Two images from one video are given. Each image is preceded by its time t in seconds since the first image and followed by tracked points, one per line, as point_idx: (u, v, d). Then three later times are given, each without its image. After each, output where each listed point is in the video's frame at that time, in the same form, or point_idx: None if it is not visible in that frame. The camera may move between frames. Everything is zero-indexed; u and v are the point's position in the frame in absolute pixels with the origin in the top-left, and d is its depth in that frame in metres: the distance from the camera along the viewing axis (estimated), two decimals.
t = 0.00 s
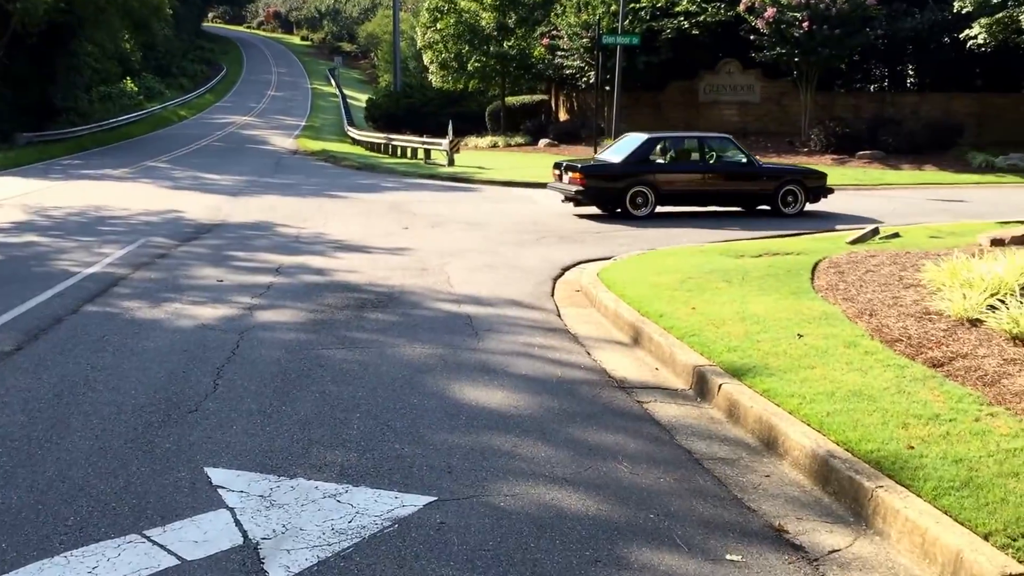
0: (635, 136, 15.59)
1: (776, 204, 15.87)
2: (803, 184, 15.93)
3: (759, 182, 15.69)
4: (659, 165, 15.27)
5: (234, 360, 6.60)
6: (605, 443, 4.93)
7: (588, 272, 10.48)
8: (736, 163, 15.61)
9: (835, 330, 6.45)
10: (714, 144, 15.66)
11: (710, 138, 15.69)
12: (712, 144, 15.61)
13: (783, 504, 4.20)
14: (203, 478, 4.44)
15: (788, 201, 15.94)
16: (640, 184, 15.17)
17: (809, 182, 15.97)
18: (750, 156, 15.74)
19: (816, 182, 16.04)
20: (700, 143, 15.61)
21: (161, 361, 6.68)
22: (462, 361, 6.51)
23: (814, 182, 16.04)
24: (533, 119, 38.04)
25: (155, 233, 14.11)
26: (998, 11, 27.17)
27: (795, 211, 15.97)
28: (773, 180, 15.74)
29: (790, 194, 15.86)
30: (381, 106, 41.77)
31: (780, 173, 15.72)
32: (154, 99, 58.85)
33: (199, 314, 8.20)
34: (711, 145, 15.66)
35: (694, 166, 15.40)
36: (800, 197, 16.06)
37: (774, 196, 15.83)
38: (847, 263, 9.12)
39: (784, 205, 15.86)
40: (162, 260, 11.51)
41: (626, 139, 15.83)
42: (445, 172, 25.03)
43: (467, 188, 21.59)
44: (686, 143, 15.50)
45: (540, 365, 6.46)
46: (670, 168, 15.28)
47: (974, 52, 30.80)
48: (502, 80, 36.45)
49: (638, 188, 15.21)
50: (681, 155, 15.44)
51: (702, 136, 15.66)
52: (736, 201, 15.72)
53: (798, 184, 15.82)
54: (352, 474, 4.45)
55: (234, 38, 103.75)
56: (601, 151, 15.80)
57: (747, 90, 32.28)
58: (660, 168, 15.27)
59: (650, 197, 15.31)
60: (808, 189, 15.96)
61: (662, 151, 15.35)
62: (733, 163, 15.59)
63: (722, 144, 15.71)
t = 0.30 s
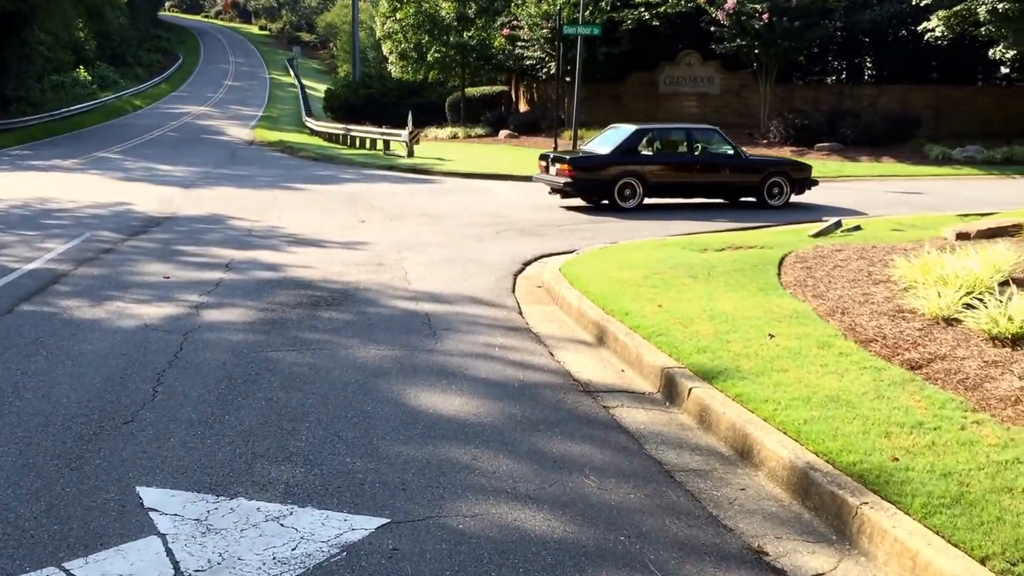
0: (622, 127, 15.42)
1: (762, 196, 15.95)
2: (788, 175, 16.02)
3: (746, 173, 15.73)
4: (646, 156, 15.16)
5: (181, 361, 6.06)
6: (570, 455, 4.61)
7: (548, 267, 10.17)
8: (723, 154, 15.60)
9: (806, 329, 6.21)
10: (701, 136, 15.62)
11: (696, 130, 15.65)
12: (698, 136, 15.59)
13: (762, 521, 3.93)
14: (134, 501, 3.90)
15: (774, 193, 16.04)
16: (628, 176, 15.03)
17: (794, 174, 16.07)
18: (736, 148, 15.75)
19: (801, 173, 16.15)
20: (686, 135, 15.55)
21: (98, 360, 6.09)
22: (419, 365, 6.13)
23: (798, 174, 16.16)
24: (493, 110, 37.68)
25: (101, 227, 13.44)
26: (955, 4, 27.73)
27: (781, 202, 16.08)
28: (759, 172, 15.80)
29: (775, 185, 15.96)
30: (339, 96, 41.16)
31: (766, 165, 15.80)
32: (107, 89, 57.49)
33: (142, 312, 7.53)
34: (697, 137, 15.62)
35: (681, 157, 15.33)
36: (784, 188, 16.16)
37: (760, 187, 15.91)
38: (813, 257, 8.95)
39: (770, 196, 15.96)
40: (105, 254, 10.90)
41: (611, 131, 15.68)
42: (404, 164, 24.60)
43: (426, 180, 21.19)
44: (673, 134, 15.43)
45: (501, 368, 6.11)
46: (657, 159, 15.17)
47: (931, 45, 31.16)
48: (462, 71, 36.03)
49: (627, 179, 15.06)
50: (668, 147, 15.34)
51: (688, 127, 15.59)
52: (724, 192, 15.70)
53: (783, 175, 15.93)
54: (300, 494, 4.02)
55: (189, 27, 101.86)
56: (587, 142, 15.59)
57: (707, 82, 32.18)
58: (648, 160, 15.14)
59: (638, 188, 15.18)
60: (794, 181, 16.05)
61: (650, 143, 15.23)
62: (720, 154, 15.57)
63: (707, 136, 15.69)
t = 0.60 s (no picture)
0: (612, 124, 15.24)
1: (750, 193, 15.83)
2: (777, 172, 15.90)
3: (735, 171, 15.63)
4: (636, 153, 15.00)
5: (120, 378, 5.65)
6: (540, 479, 4.28)
7: (516, 269, 9.85)
8: (712, 152, 15.49)
9: (784, 336, 5.91)
10: (691, 133, 15.48)
11: (687, 127, 15.49)
12: (687, 133, 15.44)
13: (748, 553, 3.64)
14: (55, 542, 3.52)
15: (762, 190, 15.90)
16: (618, 174, 14.93)
17: (783, 171, 15.97)
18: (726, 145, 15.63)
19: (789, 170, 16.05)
20: (675, 132, 15.38)
21: (30, 377, 5.67)
22: (379, 377, 5.77)
23: (786, 172, 16.05)
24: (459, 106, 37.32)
25: (48, 228, 12.87)
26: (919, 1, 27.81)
27: (768, 199, 15.93)
28: (748, 170, 15.70)
29: (764, 183, 15.84)
30: (301, 92, 40.53)
31: (754, 163, 15.69)
32: (63, 85, 56.23)
33: (82, 323, 7.08)
34: (687, 134, 15.47)
35: (670, 154, 15.19)
36: (772, 186, 16.04)
37: (749, 185, 15.81)
38: (788, 258, 8.69)
39: (757, 193, 15.84)
40: (49, 258, 10.37)
41: (601, 127, 15.52)
42: (367, 161, 24.15)
43: (391, 178, 20.76)
44: (662, 131, 15.26)
45: (466, 380, 5.77)
46: (647, 157, 15.03)
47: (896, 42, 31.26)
48: (427, 68, 35.59)
49: (616, 176, 14.95)
50: (659, 144, 15.19)
51: (679, 124, 15.43)
52: (712, 190, 15.63)
53: (772, 173, 15.81)
54: (242, 532, 3.66)
55: (149, 22, 100.16)
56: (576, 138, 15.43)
57: (673, 78, 32.01)
58: (638, 158, 15.00)
59: (628, 186, 15.07)
60: (782, 178, 15.94)
61: (641, 141, 15.07)
62: (709, 152, 15.46)
63: (695, 133, 15.54)
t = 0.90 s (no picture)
0: (599, 124, 15.13)
1: (740, 194, 15.83)
2: (764, 172, 15.92)
3: (724, 172, 15.60)
4: (624, 154, 14.90)
5: (66, 399, 5.25)
6: (520, 512, 3.96)
7: (489, 274, 9.54)
8: (701, 152, 15.43)
9: (773, 348, 5.64)
10: (679, 132, 15.41)
11: (674, 127, 15.42)
12: (674, 133, 15.36)
13: None
14: None
15: (751, 191, 15.91)
16: (608, 175, 14.80)
17: (770, 171, 15.98)
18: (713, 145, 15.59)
19: (776, 170, 16.09)
20: (663, 132, 15.29)
21: None
22: (345, 396, 5.41)
23: (774, 172, 16.08)
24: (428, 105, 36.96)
25: None
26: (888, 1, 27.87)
27: (758, 201, 15.96)
28: (737, 170, 15.68)
29: (753, 184, 15.85)
30: (267, 91, 39.91)
31: (741, 163, 15.67)
32: (23, 83, 55.05)
33: (28, 336, 6.65)
34: (675, 134, 15.39)
35: (660, 154, 15.09)
36: (761, 186, 16.08)
37: (738, 185, 15.79)
38: (770, 264, 8.47)
39: (747, 194, 15.85)
40: None
41: (588, 127, 15.38)
42: (335, 161, 23.69)
43: (360, 178, 20.37)
44: (650, 131, 15.16)
45: (440, 397, 5.42)
46: (636, 157, 14.92)
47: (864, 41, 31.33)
48: (394, 67, 35.23)
49: (606, 177, 14.81)
50: (648, 143, 15.09)
51: (667, 124, 15.35)
52: (702, 190, 15.57)
53: (760, 174, 15.85)
54: None
55: (112, 19, 98.60)
56: (563, 138, 15.27)
57: (643, 78, 31.84)
58: (627, 158, 14.89)
59: (618, 187, 14.94)
60: (770, 178, 15.97)
61: (629, 141, 14.97)
62: (698, 152, 15.39)
63: (682, 132, 15.47)
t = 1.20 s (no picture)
0: (591, 125, 15.12)
1: (731, 196, 15.92)
2: (755, 174, 15.98)
3: (715, 174, 15.64)
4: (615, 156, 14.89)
5: (14, 427, 4.82)
6: (514, 554, 3.61)
7: (468, 282, 9.23)
8: (692, 154, 15.44)
9: (773, 364, 5.35)
10: (671, 133, 15.41)
11: (666, 128, 15.41)
12: (666, 134, 15.36)
13: None
14: None
15: (742, 193, 16.01)
16: (599, 177, 14.81)
17: (762, 173, 16.03)
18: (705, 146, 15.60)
19: (767, 172, 16.17)
20: (654, 133, 15.28)
21: None
22: (320, 419, 5.04)
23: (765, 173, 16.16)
24: (402, 106, 36.59)
25: None
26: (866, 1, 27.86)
27: (748, 203, 16.08)
28: (728, 171, 15.73)
29: (743, 185, 15.93)
30: (238, 91, 39.26)
31: (732, 165, 15.72)
32: None
33: None
34: (667, 135, 15.39)
35: (651, 157, 15.11)
36: (752, 188, 16.16)
37: (729, 187, 15.87)
38: (760, 271, 8.22)
39: (737, 196, 15.94)
40: None
41: (580, 127, 15.36)
42: (308, 163, 23.24)
43: (334, 181, 19.98)
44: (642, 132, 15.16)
45: (422, 420, 5.07)
46: (627, 160, 14.91)
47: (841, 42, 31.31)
48: (368, 67, 34.71)
49: (597, 180, 14.82)
50: (639, 145, 15.09)
51: (659, 125, 15.34)
52: (693, 193, 15.62)
53: (752, 175, 15.93)
54: None
55: (81, 19, 97.27)
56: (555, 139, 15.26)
57: (621, 79, 31.63)
58: (618, 161, 14.90)
59: (609, 190, 14.97)
60: (760, 179, 16.04)
61: (620, 143, 14.97)
62: (689, 154, 15.40)
63: (674, 133, 15.47)
